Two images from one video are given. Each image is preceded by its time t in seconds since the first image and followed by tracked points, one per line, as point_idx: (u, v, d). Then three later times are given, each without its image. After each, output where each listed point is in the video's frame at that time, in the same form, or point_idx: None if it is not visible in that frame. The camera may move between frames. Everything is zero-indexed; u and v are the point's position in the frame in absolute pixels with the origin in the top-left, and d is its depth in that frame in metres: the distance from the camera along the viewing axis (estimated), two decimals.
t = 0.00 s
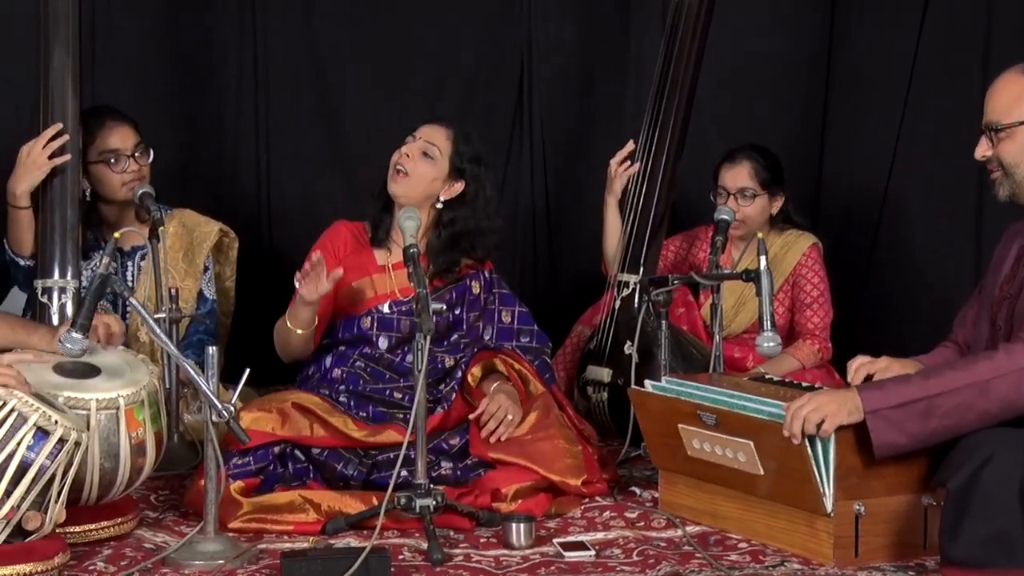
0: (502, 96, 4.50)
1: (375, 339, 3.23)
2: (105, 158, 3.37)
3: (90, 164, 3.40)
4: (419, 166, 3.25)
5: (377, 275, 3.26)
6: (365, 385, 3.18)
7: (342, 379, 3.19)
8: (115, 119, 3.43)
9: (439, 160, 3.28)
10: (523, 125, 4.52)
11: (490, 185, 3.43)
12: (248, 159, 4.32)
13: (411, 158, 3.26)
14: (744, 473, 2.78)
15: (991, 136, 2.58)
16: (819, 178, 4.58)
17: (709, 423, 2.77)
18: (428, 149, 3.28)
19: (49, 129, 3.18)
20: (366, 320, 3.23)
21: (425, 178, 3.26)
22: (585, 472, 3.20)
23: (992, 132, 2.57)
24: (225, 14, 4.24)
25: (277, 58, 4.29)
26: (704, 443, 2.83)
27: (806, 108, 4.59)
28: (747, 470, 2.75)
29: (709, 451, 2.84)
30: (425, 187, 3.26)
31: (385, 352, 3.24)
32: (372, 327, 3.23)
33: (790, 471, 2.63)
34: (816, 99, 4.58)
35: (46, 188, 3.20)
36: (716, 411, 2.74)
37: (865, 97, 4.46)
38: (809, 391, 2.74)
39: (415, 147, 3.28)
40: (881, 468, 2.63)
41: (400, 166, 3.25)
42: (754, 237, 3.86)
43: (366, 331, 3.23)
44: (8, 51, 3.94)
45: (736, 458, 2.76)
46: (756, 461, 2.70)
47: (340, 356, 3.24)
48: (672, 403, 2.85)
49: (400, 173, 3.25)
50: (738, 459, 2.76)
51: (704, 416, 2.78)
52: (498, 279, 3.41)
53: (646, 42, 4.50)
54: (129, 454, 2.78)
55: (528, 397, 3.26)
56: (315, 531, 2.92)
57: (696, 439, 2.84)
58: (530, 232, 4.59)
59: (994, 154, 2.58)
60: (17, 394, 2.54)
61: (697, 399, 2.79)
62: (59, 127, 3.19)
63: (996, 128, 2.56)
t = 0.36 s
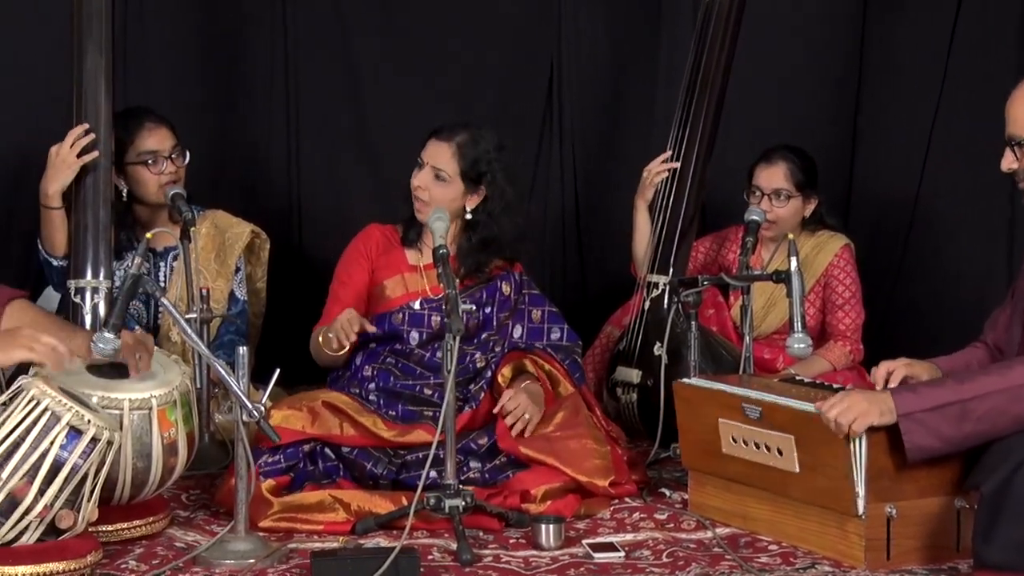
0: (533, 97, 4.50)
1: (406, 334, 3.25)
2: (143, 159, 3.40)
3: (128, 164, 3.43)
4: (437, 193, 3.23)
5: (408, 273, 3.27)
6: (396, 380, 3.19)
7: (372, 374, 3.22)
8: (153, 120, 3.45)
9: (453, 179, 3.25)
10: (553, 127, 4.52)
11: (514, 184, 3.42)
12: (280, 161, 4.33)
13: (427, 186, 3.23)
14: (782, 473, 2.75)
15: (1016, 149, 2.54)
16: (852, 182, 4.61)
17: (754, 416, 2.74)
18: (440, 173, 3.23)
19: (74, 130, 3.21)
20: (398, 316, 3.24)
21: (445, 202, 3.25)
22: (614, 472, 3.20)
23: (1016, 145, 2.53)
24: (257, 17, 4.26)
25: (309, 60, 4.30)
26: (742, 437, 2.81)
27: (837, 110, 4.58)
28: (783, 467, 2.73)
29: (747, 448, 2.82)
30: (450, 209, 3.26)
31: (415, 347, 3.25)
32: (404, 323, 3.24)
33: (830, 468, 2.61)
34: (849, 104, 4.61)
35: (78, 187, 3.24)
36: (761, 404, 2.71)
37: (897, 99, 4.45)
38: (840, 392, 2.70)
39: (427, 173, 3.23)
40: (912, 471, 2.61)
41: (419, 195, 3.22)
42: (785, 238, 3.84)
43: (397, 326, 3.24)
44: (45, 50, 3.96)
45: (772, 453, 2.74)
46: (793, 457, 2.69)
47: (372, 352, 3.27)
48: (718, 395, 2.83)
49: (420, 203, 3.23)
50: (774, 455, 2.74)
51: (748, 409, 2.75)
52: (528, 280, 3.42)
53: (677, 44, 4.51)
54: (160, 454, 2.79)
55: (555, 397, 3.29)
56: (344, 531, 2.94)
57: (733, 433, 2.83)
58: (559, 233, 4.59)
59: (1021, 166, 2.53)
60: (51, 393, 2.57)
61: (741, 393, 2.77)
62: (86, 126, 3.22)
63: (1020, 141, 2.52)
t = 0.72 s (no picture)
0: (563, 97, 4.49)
1: (440, 337, 3.26)
2: (178, 159, 3.44)
3: (163, 165, 3.46)
4: (464, 202, 3.20)
5: (439, 278, 3.27)
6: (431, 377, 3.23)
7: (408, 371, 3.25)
8: (186, 120, 3.49)
9: (473, 186, 3.23)
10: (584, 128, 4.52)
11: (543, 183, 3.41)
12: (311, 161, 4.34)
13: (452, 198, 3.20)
14: (806, 478, 2.76)
15: None
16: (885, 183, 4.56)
17: (770, 426, 2.75)
18: (462, 183, 3.20)
19: (107, 127, 3.24)
20: (431, 319, 3.25)
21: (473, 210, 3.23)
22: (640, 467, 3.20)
23: None
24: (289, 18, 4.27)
25: (340, 61, 4.31)
26: (766, 447, 2.81)
27: (870, 110, 4.56)
28: (808, 475, 2.73)
29: (767, 454, 2.82)
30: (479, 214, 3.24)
31: (450, 349, 3.27)
32: (438, 326, 3.25)
33: (857, 477, 2.60)
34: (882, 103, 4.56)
35: (112, 187, 3.26)
36: (775, 415, 2.71)
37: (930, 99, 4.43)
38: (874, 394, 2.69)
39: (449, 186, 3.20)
40: (947, 473, 2.60)
41: (448, 208, 3.19)
42: (818, 240, 3.82)
43: (431, 329, 3.25)
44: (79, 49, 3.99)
45: (798, 463, 2.73)
46: (818, 466, 2.68)
47: (405, 352, 3.28)
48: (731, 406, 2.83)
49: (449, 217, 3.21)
50: (799, 464, 2.73)
51: (763, 419, 2.75)
52: (556, 279, 3.44)
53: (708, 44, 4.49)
54: (192, 452, 2.79)
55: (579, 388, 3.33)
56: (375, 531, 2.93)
57: (757, 442, 2.82)
58: (589, 233, 4.58)
59: None
60: (86, 393, 2.59)
61: (752, 404, 2.77)
62: (117, 126, 3.25)
63: None
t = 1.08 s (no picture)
0: (595, 98, 4.49)
1: (460, 346, 3.23)
2: (206, 158, 3.46)
3: (191, 163, 3.49)
4: (492, 191, 3.23)
5: (451, 285, 3.26)
6: (454, 390, 3.22)
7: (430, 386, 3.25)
8: (218, 120, 3.51)
9: (501, 172, 3.25)
10: (615, 128, 4.52)
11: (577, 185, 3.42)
12: (343, 162, 4.36)
13: (480, 187, 3.22)
14: (839, 480, 2.74)
15: None
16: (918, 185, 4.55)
17: (802, 429, 2.74)
18: (490, 172, 3.23)
19: (137, 128, 3.27)
20: (448, 330, 3.23)
21: (499, 195, 3.26)
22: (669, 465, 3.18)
23: None
24: (322, 19, 4.29)
25: (372, 62, 4.32)
26: (797, 449, 2.80)
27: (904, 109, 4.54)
28: (841, 476, 2.72)
29: (799, 456, 2.81)
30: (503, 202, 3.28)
31: (471, 358, 3.24)
32: (456, 336, 3.23)
33: (891, 479, 2.58)
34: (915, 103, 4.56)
35: (144, 187, 3.30)
36: (808, 417, 2.70)
37: (965, 99, 4.41)
38: (909, 397, 2.66)
39: (477, 175, 3.21)
40: (981, 476, 2.59)
41: (476, 198, 3.22)
42: (851, 241, 3.81)
43: (450, 340, 3.23)
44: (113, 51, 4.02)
45: (829, 465, 2.72)
46: (851, 467, 2.67)
47: (426, 365, 3.26)
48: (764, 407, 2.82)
49: (475, 205, 3.24)
50: (831, 466, 2.72)
51: (796, 422, 2.75)
52: (570, 271, 3.42)
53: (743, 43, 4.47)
54: (224, 451, 2.78)
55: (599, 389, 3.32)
56: (405, 532, 2.95)
57: (788, 444, 2.81)
58: (620, 234, 4.57)
59: None
60: (119, 392, 2.60)
61: (788, 405, 2.76)
62: (148, 126, 3.27)
63: None
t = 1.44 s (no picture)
0: (625, 98, 4.48)
1: (463, 352, 3.26)
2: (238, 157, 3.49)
3: (224, 160, 3.52)
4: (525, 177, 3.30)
5: (454, 287, 3.29)
6: (461, 399, 3.22)
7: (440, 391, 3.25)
8: (259, 123, 3.55)
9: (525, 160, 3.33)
10: (645, 128, 4.50)
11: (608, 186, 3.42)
12: (373, 162, 4.37)
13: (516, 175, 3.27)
14: (878, 480, 2.71)
15: None
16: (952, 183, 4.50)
17: (846, 422, 2.73)
18: (521, 159, 3.30)
19: (182, 135, 3.28)
20: (450, 334, 3.27)
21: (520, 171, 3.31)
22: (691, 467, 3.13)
23: None
24: (352, 19, 4.30)
25: (402, 62, 4.33)
26: (836, 444, 2.78)
27: (937, 109, 4.51)
28: (878, 474, 2.70)
29: (840, 454, 2.79)
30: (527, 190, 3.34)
31: (477, 362, 3.26)
32: (458, 341, 3.26)
33: (929, 477, 2.57)
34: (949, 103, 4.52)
35: (180, 194, 3.29)
36: (856, 410, 2.69)
37: (998, 98, 4.37)
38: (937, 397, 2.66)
39: (513, 162, 3.27)
40: (1014, 480, 2.58)
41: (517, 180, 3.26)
42: (883, 240, 3.79)
43: (451, 346, 3.26)
44: (147, 52, 4.05)
45: (868, 461, 2.70)
46: (890, 464, 2.65)
47: (435, 370, 3.29)
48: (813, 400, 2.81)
49: (510, 192, 3.27)
50: (869, 462, 2.70)
51: (841, 414, 2.73)
52: (579, 266, 3.42)
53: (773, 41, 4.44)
54: (254, 451, 2.77)
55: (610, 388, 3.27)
56: (434, 532, 2.95)
57: (828, 440, 2.80)
58: (650, 234, 4.56)
59: None
60: (151, 393, 2.60)
61: (835, 398, 2.76)
62: (189, 133, 3.29)
63: None
